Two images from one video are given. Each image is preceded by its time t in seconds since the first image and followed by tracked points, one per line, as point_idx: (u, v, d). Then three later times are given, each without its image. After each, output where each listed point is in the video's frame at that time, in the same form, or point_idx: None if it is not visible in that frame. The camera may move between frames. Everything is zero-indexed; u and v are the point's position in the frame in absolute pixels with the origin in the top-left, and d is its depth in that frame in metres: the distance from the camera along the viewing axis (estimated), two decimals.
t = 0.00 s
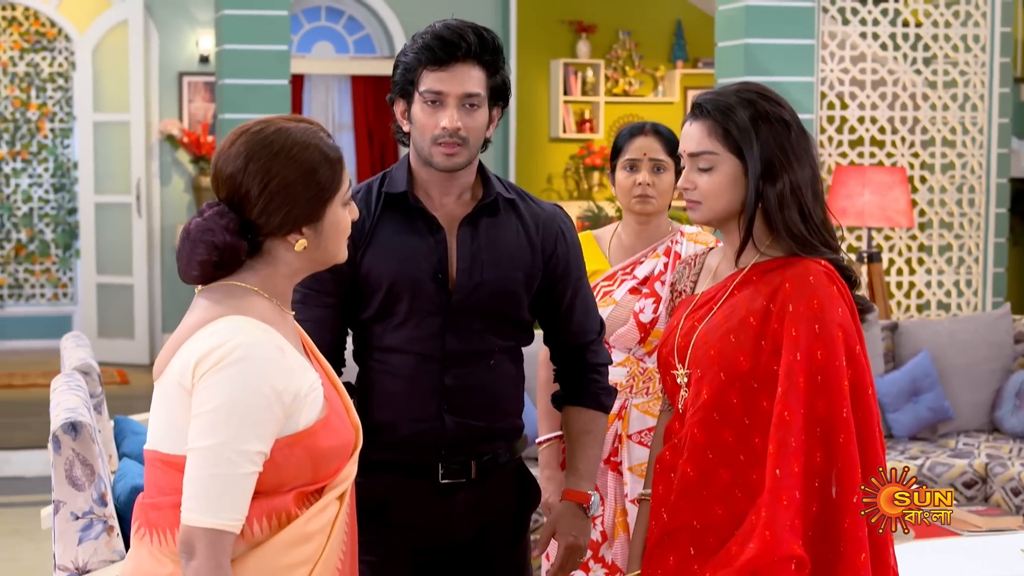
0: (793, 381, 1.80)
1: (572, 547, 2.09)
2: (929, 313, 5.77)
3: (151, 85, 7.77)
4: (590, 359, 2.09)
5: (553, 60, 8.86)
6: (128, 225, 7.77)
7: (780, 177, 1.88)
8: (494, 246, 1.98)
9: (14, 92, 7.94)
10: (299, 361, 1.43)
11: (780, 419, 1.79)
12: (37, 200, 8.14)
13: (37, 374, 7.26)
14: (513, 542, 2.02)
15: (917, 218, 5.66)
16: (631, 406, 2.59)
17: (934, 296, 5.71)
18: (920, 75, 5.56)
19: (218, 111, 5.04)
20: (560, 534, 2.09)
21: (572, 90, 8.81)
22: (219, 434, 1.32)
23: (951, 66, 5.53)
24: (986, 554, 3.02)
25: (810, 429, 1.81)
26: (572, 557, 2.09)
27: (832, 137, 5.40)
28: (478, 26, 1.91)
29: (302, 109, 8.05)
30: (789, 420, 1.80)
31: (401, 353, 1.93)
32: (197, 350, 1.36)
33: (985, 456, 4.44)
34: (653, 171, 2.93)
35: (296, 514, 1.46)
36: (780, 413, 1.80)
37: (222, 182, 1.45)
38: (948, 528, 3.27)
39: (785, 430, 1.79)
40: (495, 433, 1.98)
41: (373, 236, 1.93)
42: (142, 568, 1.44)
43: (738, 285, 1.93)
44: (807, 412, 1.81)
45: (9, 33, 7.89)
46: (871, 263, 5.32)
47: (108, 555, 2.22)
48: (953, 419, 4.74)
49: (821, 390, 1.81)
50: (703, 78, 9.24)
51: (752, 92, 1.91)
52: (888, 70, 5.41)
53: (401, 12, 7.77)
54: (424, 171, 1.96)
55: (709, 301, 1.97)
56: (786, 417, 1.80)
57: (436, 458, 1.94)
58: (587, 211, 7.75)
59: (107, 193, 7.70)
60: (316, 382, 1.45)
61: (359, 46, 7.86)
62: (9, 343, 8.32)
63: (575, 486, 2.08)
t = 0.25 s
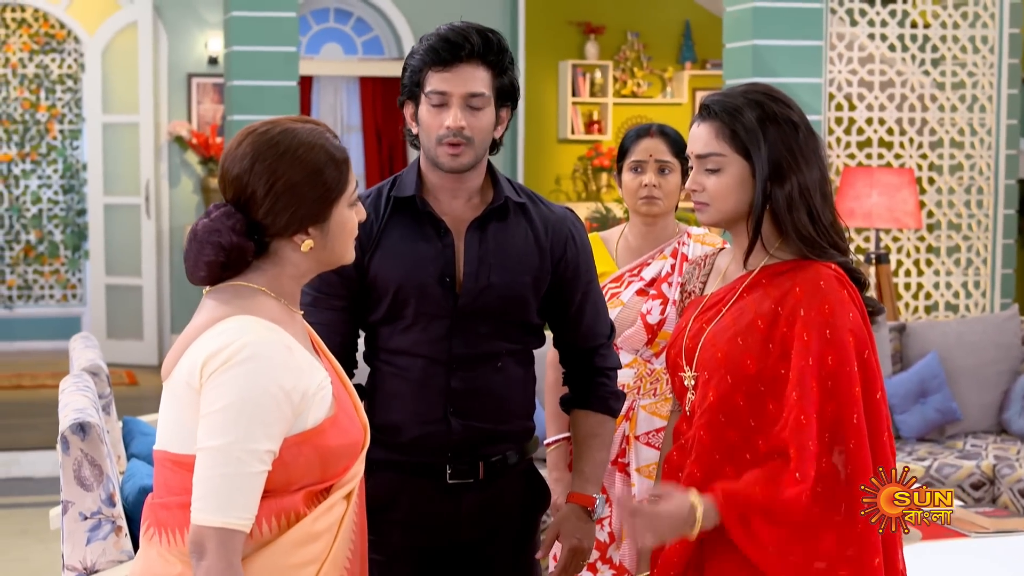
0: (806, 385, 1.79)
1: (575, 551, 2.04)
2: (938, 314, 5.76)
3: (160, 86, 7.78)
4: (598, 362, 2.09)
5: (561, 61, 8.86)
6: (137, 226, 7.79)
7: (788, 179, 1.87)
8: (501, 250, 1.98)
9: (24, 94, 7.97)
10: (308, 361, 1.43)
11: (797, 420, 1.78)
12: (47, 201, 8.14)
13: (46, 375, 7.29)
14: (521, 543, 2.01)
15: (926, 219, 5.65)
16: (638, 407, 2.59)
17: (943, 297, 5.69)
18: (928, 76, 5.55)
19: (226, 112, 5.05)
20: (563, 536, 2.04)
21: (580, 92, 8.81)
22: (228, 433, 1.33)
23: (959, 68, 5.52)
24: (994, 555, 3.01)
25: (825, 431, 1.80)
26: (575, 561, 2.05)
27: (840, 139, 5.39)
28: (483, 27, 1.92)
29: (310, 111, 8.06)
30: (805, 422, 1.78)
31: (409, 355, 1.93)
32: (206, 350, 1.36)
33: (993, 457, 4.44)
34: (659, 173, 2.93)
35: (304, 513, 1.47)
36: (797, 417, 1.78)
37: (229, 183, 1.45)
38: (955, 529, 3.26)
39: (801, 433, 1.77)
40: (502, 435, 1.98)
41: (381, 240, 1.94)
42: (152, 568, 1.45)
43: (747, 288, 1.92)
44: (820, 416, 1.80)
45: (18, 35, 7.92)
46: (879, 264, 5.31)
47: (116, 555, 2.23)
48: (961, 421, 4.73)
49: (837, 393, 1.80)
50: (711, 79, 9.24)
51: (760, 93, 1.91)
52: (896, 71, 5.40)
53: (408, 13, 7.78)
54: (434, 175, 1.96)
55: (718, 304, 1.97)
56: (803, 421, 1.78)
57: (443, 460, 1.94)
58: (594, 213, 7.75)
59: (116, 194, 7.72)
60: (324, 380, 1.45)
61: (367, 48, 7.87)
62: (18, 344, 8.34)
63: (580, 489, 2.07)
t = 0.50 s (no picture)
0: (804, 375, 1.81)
1: (579, 553, 2.05)
2: (940, 316, 5.76)
3: (162, 88, 7.79)
4: (602, 364, 2.09)
5: (563, 63, 8.86)
6: (138, 228, 7.80)
7: (795, 180, 1.88)
8: (505, 252, 1.97)
9: (26, 96, 7.98)
10: (308, 365, 1.43)
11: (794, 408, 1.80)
12: (49, 203, 8.16)
13: (48, 376, 7.29)
14: (526, 543, 2.01)
15: (927, 221, 5.65)
16: (641, 409, 2.59)
17: (944, 299, 5.69)
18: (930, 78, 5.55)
19: (228, 114, 5.06)
20: (566, 538, 2.05)
21: (581, 94, 8.81)
22: (228, 438, 1.33)
23: (961, 69, 5.51)
24: (996, 557, 3.00)
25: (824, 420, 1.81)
26: (578, 563, 2.06)
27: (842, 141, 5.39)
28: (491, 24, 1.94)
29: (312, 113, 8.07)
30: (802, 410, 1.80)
31: (413, 357, 1.93)
32: (207, 355, 1.36)
33: (994, 459, 4.43)
34: (660, 175, 2.93)
35: (306, 517, 1.47)
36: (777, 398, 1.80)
37: (232, 184, 1.45)
38: (957, 530, 3.26)
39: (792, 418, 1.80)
40: (505, 437, 1.98)
41: (384, 242, 1.94)
42: (154, 571, 1.45)
43: (753, 289, 1.93)
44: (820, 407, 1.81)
45: (21, 37, 7.92)
46: (881, 265, 5.30)
47: (118, 557, 2.23)
48: (962, 423, 4.73)
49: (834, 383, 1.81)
50: (713, 81, 9.24)
51: (764, 95, 1.91)
52: (898, 73, 5.39)
53: (410, 15, 7.78)
54: (437, 174, 1.96)
55: (723, 304, 1.97)
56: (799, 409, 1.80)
57: (448, 462, 1.94)
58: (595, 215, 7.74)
59: (118, 196, 7.73)
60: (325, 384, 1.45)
61: (369, 50, 7.88)
62: (21, 345, 8.35)
63: (584, 491, 2.07)
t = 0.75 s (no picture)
0: (754, 330, 1.92)
1: (575, 560, 2.05)
2: (935, 320, 5.76)
3: (157, 92, 7.78)
4: (598, 371, 2.09)
5: (558, 68, 8.88)
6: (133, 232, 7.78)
7: (798, 185, 1.95)
8: (502, 259, 1.97)
9: (20, 100, 7.96)
10: (300, 369, 1.43)
11: (731, 349, 1.90)
12: (43, 207, 8.15)
13: (41, 381, 7.26)
14: (522, 548, 2.01)
15: (922, 225, 5.66)
16: (637, 414, 2.57)
17: (939, 303, 5.69)
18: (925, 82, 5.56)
19: (223, 118, 5.05)
20: (565, 544, 2.05)
21: (577, 98, 8.82)
22: (222, 444, 1.32)
23: (956, 74, 5.53)
24: (991, 561, 3.00)
25: (770, 380, 1.91)
26: (575, 570, 2.05)
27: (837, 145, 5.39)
28: (497, 36, 1.92)
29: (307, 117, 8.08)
30: (744, 359, 1.90)
31: (411, 362, 1.93)
32: (199, 359, 1.36)
33: (989, 464, 4.43)
34: (655, 180, 2.93)
35: (299, 523, 1.46)
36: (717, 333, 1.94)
37: (224, 189, 1.45)
38: (952, 535, 3.26)
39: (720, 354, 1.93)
40: (500, 441, 1.98)
41: (382, 247, 1.93)
42: None
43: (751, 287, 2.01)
44: (764, 364, 1.91)
45: (15, 41, 7.91)
46: (876, 270, 5.31)
47: (111, 562, 2.21)
48: (957, 427, 4.73)
49: (780, 342, 1.90)
50: (708, 86, 9.25)
51: (759, 101, 1.99)
52: (893, 77, 5.41)
53: (405, 19, 7.79)
54: (436, 181, 1.96)
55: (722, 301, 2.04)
56: (741, 354, 1.90)
57: (444, 467, 1.93)
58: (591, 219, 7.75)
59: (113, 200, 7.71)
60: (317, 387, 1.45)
61: (364, 54, 7.91)
62: (14, 350, 8.32)
63: (581, 498, 2.07)
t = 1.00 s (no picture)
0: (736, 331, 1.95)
1: (563, 565, 2.04)
2: (924, 323, 5.78)
3: (147, 95, 7.76)
4: (587, 376, 2.09)
5: (549, 70, 8.88)
6: (123, 235, 7.76)
7: (788, 192, 1.96)
8: (494, 265, 1.97)
9: (9, 102, 7.94)
10: (287, 370, 1.42)
11: (709, 349, 1.93)
12: (32, 210, 8.14)
13: (31, 385, 7.24)
14: (513, 552, 2.01)
15: (912, 228, 5.68)
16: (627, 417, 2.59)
17: (929, 305, 5.71)
18: (914, 86, 5.58)
19: (212, 121, 5.04)
20: (552, 550, 2.04)
21: (567, 101, 8.83)
22: (207, 446, 1.32)
23: (945, 77, 5.55)
24: (980, 564, 3.02)
25: (751, 380, 1.94)
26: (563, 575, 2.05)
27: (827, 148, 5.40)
28: (486, 49, 1.91)
29: (297, 119, 8.09)
30: (723, 359, 1.93)
31: (403, 366, 1.93)
32: (184, 361, 1.36)
33: (979, 467, 4.45)
34: (646, 183, 2.94)
35: (286, 526, 1.46)
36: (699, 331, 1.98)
37: (205, 192, 1.45)
38: (941, 537, 3.27)
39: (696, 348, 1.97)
40: (491, 445, 1.98)
41: (373, 252, 1.93)
42: None
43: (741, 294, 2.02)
44: (744, 364, 1.94)
45: (4, 43, 7.89)
46: (866, 273, 5.32)
47: (99, 567, 2.20)
48: (947, 430, 4.74)
49: (761, 343, 1.93)
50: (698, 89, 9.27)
51: (755, 106, 2.00)
52: (882, 80, 5.42)
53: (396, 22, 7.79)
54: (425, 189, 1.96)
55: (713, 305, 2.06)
56: (719, 355, 1.93)
57: (435, 471, 1.93)
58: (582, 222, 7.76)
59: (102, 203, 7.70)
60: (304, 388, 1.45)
61: (355, 57, 7.90)
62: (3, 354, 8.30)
63: (569, 503, 2.07)
